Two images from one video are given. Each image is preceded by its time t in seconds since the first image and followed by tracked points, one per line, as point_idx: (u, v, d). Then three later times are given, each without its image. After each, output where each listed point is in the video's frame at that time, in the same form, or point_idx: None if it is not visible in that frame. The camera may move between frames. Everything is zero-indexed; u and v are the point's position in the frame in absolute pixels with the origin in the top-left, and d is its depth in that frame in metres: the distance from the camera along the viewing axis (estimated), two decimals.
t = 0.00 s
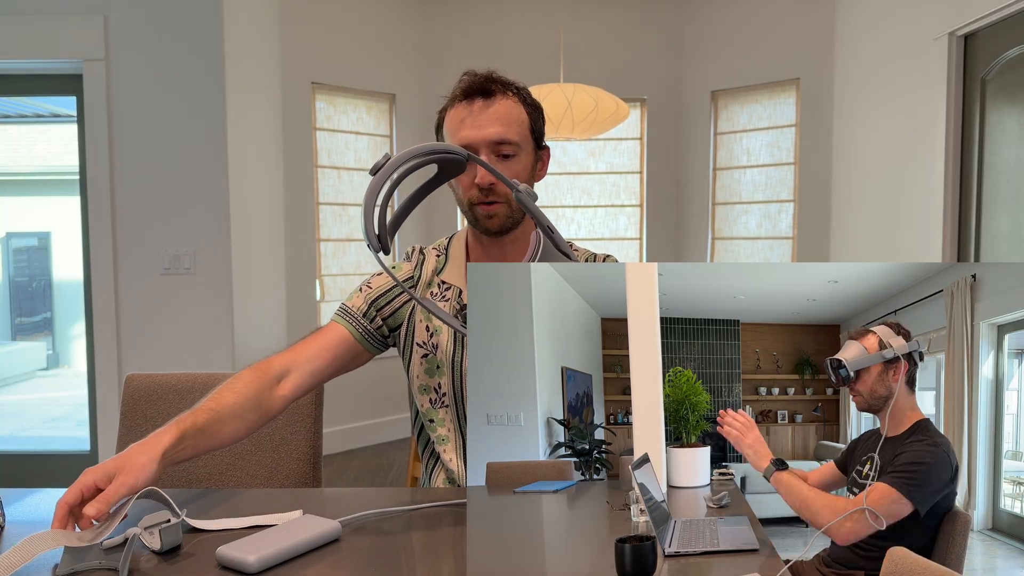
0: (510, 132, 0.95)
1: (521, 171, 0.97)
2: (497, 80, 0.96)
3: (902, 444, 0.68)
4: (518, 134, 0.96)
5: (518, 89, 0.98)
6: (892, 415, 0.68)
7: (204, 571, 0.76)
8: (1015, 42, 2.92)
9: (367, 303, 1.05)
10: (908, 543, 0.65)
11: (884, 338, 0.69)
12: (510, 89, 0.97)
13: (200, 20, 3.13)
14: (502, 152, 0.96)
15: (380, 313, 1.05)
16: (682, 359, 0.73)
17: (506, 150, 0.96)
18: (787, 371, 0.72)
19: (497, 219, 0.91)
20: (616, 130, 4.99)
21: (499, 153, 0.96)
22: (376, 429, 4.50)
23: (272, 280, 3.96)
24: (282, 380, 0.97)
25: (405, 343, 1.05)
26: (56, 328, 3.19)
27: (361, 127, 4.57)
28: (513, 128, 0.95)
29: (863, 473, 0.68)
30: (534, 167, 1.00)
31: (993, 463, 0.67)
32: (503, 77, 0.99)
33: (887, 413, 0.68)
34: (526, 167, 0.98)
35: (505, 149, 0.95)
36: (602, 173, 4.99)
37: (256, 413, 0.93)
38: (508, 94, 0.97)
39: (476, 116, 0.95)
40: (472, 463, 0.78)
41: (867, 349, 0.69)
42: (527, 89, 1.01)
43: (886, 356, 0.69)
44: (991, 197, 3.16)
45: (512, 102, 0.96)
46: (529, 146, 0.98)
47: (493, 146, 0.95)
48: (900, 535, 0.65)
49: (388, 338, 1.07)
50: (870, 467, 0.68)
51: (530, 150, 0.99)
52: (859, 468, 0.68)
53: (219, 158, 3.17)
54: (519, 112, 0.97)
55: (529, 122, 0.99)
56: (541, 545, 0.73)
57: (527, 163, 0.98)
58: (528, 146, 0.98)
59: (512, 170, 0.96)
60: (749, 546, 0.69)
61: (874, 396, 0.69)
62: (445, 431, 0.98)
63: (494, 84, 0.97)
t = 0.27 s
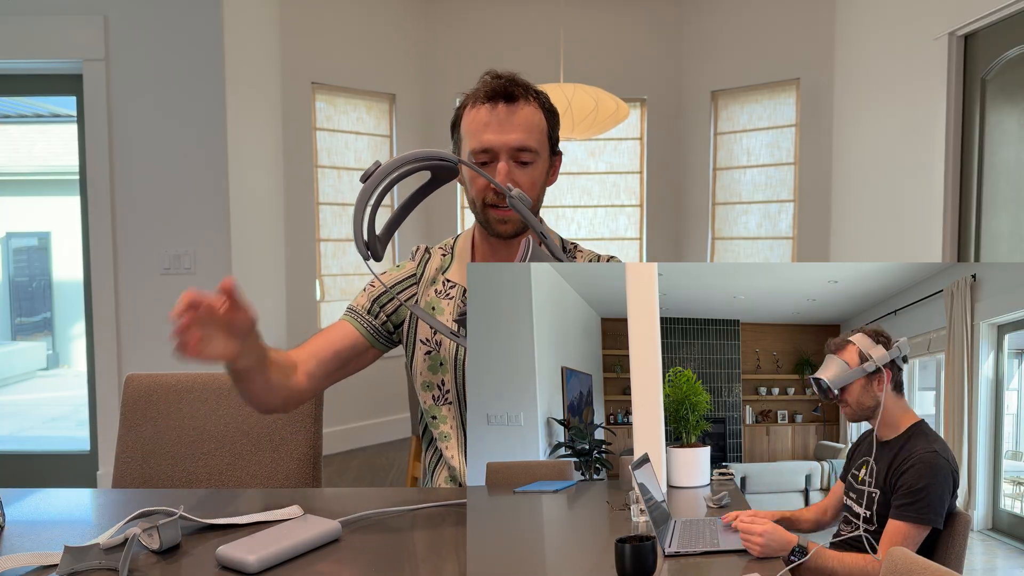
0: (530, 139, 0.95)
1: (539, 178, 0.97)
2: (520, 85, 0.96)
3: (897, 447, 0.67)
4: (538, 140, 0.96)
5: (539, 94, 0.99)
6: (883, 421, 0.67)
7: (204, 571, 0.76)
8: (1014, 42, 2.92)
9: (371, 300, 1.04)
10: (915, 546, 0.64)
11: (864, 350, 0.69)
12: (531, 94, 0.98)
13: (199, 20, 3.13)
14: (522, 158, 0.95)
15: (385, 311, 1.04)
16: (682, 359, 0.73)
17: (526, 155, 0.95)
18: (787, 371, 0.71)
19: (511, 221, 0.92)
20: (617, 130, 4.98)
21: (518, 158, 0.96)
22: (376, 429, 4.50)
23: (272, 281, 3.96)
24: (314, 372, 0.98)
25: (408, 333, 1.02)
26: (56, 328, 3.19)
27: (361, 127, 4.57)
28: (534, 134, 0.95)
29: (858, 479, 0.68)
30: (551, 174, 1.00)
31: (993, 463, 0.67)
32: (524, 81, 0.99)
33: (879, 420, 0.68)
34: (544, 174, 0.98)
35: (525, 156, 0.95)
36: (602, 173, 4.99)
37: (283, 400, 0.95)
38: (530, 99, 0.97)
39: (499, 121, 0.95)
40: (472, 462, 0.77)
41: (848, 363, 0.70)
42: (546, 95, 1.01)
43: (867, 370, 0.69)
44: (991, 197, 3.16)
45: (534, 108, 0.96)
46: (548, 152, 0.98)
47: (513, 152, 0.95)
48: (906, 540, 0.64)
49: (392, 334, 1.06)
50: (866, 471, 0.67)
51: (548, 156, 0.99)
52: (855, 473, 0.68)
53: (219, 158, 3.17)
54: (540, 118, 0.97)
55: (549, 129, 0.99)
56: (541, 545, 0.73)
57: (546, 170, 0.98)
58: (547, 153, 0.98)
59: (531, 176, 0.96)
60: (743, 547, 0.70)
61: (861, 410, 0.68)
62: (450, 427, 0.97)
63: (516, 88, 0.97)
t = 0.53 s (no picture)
0: (539, 145, 0.96)
1: (545, 183, 0.98)
2: (531, 89, 0.96)
3: (904, 443, 0.68)
4: (546, 146, 0.96)
5: (548, 99, 0.99)
6: (895, 414, 0.68)
7: (203, 571, 0.76)
8: (1014, 42, 2.92)
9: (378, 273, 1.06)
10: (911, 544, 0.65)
11: (889, 339, 0.69)
12: (541, 99, 0.98)
13: (199, 20, 3.13)
14: (530, 163, 0.96)
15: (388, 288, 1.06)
16: (682, 359, 0.73)
17: (534, 161, 0.96)
18: (787, 371, 0.72)
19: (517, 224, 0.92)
20: (616, 130, 4.98)
21: (526, 163, 0.96)
22: (377, 429, 4.50)
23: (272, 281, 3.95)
24: (310, 331, 1.05)
25: (411, 325, 1.02)
26: (56, 328, 3.19)
27: (361, 127, 4.57)
28: (542, 140, 0.96)
29: (861, 475, 0.68)
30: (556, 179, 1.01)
31: (993, 463, 0.67)
32: (534, 84, 0.99)
33: (891, 413, 0.68)
34: (550, 179, 0.98)
35: (532, 161, 0.96)
36: (602, 173, 4.99)
37: (273, 334, 1.02)
38: (540, 104, 0.97)
39: (509, 124, 0.94)
40: (472, 463, 0.77)
41: (871, 346, 0.70)
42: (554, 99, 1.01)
43: (890, 357, 0.69)
44: (991, 197, 3.16)
45: (543, 114, 0.97)
46: (555, 158, 0.99)
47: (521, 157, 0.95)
48: (904, 532, 0.65)
49: (394, 313, 1.08)
50: (869, 468, 0.68)
51: (555, 162, 0.99)
52: (858, 469, 0.68)
53: (219, 158, 3.17)
54: (549, 124, 0.97)
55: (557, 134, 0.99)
56: (541, 545, 0.73)
57: (552, 175, 0.99)
58: (554, 157, 0.99)
59: (538, 181, 0.97)
60: (749, 546, 0.69)
61: (876, 398, 0.69)
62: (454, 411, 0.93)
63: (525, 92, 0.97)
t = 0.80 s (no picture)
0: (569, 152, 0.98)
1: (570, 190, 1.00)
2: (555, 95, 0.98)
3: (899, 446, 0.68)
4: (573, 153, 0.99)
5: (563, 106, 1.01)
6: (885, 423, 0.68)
7: (203, 571, 0.76)
8: (1015, 42, 2.91)
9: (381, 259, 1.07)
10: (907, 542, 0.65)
11: (874, 348, 0.69)
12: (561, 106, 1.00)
13: (199, 20, 3.13)
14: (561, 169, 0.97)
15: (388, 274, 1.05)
16: (682, 359, 0.73)
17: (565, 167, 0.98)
18: (787, 371, 0.72)
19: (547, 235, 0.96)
20: (616, 130, 4.98)
21: (558, 170, 0.97)
22: (377, 429, 4.50)
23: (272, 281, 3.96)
24: (304, 298, 1.05)
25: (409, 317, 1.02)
26: (56, 328, 3.19)
27: (361, 127, 4.57)
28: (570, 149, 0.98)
29: (860, 478, 0.69)
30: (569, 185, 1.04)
31: (993, 463, 0.67)
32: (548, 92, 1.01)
33: (884, 422, 0.68)
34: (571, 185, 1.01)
35: (564, 167, 0.97)
36: (602, 173, 4.99)
37: (267, 294, 1.02)
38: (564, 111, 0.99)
39: (546, 130, 0.95)
40: (472, 463, 0.77)
41: (857, 360, 0.70)
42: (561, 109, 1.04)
43: (877, 368, 0.69)
44: (991, 197, 3.16)
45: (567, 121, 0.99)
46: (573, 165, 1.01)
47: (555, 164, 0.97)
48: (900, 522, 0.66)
49: (389, 301, 1.09)
50: (868, 471, 0.68)
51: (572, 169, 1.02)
52: (858, 472, 0.69)
53: (218, 158, 3.17)
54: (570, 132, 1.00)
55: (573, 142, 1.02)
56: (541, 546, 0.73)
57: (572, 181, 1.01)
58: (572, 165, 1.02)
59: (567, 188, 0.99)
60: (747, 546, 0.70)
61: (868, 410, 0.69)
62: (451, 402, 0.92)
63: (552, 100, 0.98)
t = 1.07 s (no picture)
0: (558, 171, 0.96)
1: (561, 208, 0.98)
2: (560, 112, 0.96)
3: (903, 444, 0.68)
4: (566, 173, 0.97)
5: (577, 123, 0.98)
6: (900, 412, 0.68)
7: (203, 572, 0.76)
8: (1014, 42, 2.91)
9: (387, 248, 1.03)
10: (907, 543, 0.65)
11: (903, 336, 0.69)
12: (569, 123, 0.97)
13: (199, 20, 3.13)
14: (546, 187, 0.97)
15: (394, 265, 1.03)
16: (682, 359, 0.74)
17: (550, 186, 0.97)
18: (787, 371, 0.72)
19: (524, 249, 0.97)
20: (617, 130, 4.98)
21: (542, 187, 0.97)
22: (377, 429, 4.50)
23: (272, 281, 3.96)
24: (306, 282, 1.08)
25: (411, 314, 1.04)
26: (56, 328, 3.19)
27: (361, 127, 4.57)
28: (562, 167, 0.96)
29: (862, 474, 0.68)
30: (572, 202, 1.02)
31: (993, 463, 0.67)
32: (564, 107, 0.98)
33: (890, 410, 0.69)
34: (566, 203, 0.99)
35: (549, 186, 0.96)
36: (602, 173, 4.99)
37: (270, 280, 1.04)
38: (568, 129, 0.96)
39: (534, 147, 0.95)
40: (472, 464, 0.77)
41: (884, 340, 0.69)
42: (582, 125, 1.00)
43: (900, 353, 0.69)
44: (991, 197, 3.16)
45: (569, 139, 0.97)
46: (573, 183, 0.99)
47: (539, 180, 0.96)
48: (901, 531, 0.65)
49: (393, 293, 1.04)
50: (870, 467, 0.68)
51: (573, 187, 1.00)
52: (859, 469, 0.69)
53: (218, 158, 3.17)
54: (572, 150, 0.97)
55: (579, 159, 0.99)
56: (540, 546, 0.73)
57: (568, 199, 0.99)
58: (573, 184, 0.99)
59: (554, 207, 0.97)
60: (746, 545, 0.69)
61: (880, 393, 0.69)
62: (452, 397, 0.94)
63: (556, 115, 0.96)
